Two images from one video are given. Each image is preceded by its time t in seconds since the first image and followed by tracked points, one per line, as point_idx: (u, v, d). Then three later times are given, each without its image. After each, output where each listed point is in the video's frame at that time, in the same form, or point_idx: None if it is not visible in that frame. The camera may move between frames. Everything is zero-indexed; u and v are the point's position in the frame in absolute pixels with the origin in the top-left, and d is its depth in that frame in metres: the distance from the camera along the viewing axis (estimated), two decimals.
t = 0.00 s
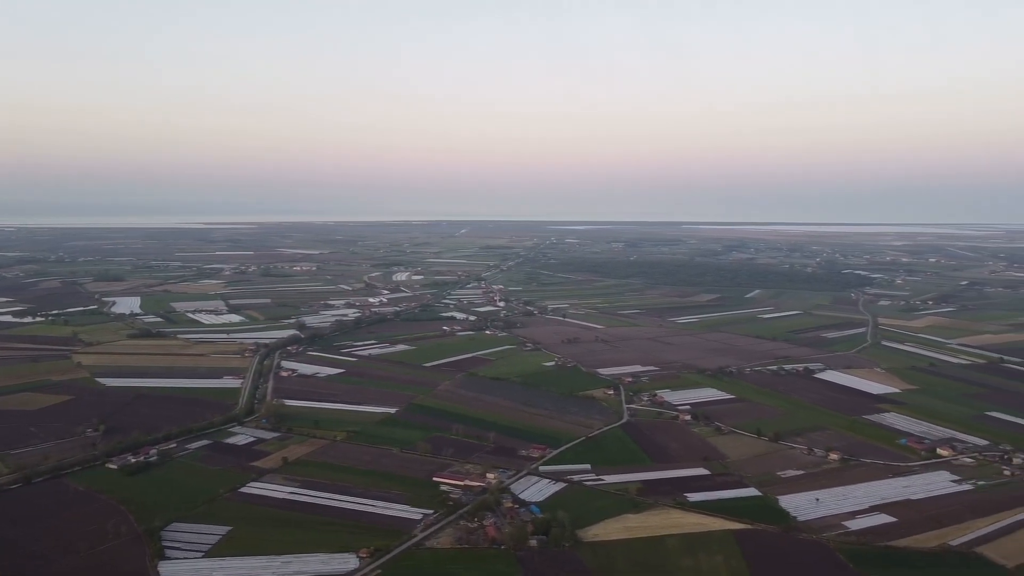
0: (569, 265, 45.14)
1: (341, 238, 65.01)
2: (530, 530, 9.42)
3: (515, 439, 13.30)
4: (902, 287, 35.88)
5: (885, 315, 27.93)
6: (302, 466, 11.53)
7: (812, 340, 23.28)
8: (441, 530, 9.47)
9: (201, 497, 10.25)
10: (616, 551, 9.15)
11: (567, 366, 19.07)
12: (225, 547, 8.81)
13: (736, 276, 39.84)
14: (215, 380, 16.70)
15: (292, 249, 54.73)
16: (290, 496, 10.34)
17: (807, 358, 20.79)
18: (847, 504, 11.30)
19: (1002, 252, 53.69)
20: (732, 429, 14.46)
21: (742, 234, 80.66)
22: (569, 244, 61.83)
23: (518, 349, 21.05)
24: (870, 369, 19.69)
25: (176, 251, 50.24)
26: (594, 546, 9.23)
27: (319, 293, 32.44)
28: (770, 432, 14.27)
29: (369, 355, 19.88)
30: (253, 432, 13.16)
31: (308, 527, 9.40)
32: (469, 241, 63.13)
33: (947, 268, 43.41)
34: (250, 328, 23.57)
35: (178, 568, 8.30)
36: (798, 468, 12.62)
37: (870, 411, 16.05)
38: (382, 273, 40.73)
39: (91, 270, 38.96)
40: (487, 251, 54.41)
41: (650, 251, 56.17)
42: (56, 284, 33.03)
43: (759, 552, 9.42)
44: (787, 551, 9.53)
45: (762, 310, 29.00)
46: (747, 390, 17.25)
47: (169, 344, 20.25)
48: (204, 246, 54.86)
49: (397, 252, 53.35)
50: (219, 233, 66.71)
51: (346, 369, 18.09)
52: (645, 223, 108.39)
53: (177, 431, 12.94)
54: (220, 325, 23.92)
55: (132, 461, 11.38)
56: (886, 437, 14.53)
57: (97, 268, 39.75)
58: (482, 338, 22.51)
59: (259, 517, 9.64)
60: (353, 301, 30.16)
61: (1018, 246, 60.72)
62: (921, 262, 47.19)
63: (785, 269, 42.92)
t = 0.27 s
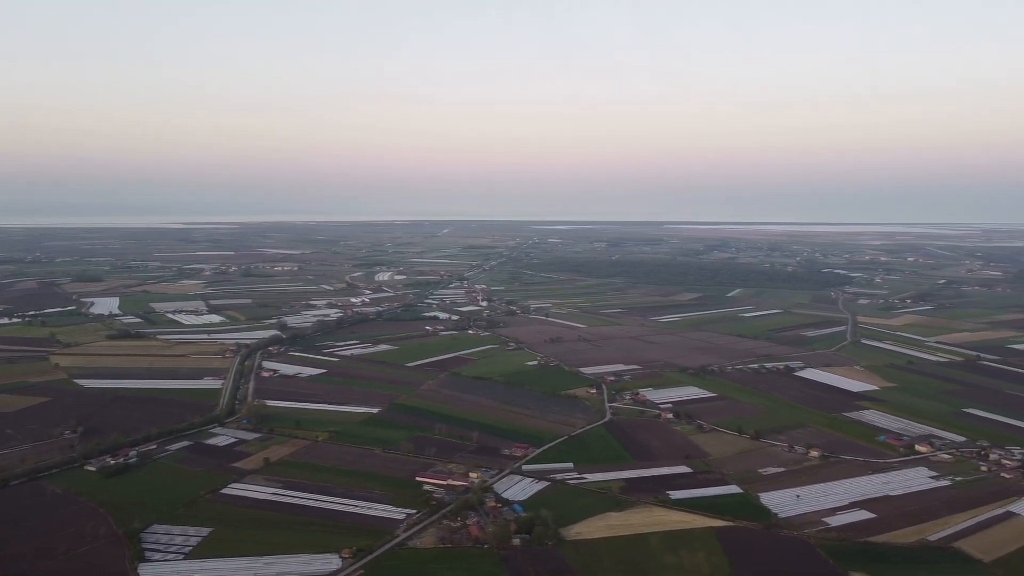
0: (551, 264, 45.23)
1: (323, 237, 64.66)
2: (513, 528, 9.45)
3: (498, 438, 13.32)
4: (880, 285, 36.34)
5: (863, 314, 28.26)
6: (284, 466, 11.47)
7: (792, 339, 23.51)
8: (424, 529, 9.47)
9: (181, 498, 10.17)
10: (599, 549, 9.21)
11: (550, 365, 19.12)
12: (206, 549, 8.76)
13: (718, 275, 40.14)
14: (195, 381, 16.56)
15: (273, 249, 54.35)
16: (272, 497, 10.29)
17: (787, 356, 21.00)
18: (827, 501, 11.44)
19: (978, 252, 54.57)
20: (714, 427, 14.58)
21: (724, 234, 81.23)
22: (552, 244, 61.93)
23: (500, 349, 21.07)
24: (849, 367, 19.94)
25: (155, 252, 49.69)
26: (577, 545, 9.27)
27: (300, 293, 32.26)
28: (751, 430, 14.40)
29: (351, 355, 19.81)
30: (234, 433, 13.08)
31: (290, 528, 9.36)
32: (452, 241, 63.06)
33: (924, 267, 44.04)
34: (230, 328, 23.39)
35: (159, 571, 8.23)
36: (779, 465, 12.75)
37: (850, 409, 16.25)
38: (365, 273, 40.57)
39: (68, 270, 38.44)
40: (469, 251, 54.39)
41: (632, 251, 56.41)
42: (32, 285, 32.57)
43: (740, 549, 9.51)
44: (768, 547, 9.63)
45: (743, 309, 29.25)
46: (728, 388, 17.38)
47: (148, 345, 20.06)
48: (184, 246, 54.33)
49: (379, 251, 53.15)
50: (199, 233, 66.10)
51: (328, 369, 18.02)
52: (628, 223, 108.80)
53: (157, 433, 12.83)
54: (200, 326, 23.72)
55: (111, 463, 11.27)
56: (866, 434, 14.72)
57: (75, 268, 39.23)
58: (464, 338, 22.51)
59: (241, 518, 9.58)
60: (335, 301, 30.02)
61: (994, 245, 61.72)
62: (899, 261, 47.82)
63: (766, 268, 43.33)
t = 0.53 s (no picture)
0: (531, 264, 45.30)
1: (302, 237, 64.24)
2: (493, 527, 9.48)
3: (478, 437, 13.34)
4: (856, 284, 36.85)
5: (840, 312, 28.65)
6: (262, 467, 11.41)
7: (770, 337, 23.77)
8: (404, 529, 9.47)
9: (157, 500, 10.08)
10: (579, 547, 9.27)
11: (530, 364, 19.18)
12: (183, 551, 8.69)
13: (696, 274, 40.45)
14: (172, 382, 16.39)
15: (251, 249, 53.86)
16: (250, 498, 10.23)
17: (765, 354, 21.24)
18: (805, 496, 11.59)
19: (950, 250, 55.55)
20: (692, 425, 14.71)
21: (703, 233, 81.85)
22: (532, 243, 61.99)
23: (480, 348, 21.09)
24: (825, 364, 20.21)
25: (130, 252, 49.01)
26: (558, 543, 9.32)
27: (279, 293, 32.03)
28: (729, 428, 14.55)
29: (330, 355, 19.72)
30: (211, 434, 12.97)
31: (268, 529, 9.31)
32: (432, 241, 62.93)
33: (898, 266, 44.71)
34: (207, 329, 23.18)
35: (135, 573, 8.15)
36: (757, 462, 12.89)
37: (826, 405, 16.47)
38: (344, 272, 40.39)
39: (41, 271, 37.83)
40: (450, 250, 54.32)
41: (612, 250, 56.65)
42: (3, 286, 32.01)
43: (718, 545, 9.61)
44: (745, 542, 9.75)
45: (721, 308, 29.52)
46: (707, 386, 17.54)
47: (123, 346, 19.83)
48: (160, 246, 53.64)
49: (358, 251, 52.87)
50: (176, 233, 65.33)
51: (306, 369, 17.92)
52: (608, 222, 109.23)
53: (132, 434, 12.69)
54: (177, 326, 23.47)
55: (85, 465, 11.14)
56: (842, 430, 14.92)
57: (47, 269, 38.61)
58: (444, 338, 22.48)
59: (218, 519, 9.51)
60: (313, 301, 29.83)
61: (967, 244, 62.87)
62: (874, 260, 48.56)
63: (743, 267, 43.73)
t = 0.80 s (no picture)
0: (516, 263, 45.35)
1: (285, 237, 63.88)
2: (478, 526, 9.50)
3: (462, 436, 13.35)
4: (837, 283, 37.23)
5: (822, 311, 28.94)
6: (245, 468, 11.35)
7: (753, 335, 23.97)
8: (388, 529, 9.46)
9: (139, 501, 10.01)
10: (564, 545, 9.30)
11: (514, 363, 19.21)
12: (165, 553, 8.63)
13: (680, 273, 40.67)
14: (153, 382, 16.26)
15: (233, 249, 53.50)
16: (234, 499, 10.18)
17: (748, 353, 21.41)
18: (787, 494, 11.71)
19: (929, 249, 56.30)
20: (676, 423, 14.80)
21: (687, 232, 82.28)
22: (517, 243, 62.04)
23: (465, 347, 21.10)
24: (807, 362, 20.41)
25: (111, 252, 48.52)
26: (542, 542, 9.35)
27: (262, 293, 31.87)
28: (712, 426, 14.66)
29: (314, 355, 19.65)
30: (194, 435, 12.88)
31: (251, 530, 9.27)
32: (417, 241, 62.81)
33: (879, 265, 45.21)
34: (189, 329, 23.02)
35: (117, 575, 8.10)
36: (740, 460, 13.01)
37: (808, 403, 16.63)
38: (328, 272, 40.24)
39: (19, 271, 37.35)
40: (434, 250, 54.25)
41: (596, 250, 56.82)
42: None
43: (702, 542, 9.69)
44: (728, 540, 9.83)
45: (704, 307, 29.71)
46: (690, 384, 17.66)
47: (104, 347, 19.64)
48: (141, 246, 53.11)
49: (342, 251, 52.66)
50: (157, 233, 64.75)
51: (290, 369, 17.85)
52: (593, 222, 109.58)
53: (113, 436, 12.58)
54: (158, 327, 23.29)
55: (65, 467, 11.04)
56: (824, 428, 15.08)
57: (26, 269, 38.14)
58: (428, 337, 22.48)
59: (201, 521, 9.46)
60: (297, 301, 29.69)
61: (946, 244, 63.69)
62: (855, 259, 49.05)
63: (727, 266, 44.02)
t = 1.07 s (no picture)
0: (496, 263, 45.38)
1: (264, 237, 63.37)
2: (458, 525, 9.51)
3: (442, 435, 13.35)
4: (814, 281, 37.68)
5: (798, 309, 29.30)
6: (222, 469, 11.27)
7: (731, 333, 24.23)
8: (368, 529, 9.45)
9: (115, 504, 9.90)
10: (544, 544, 9.35)
11: (494, 362, 19.24)
12: (142, 555, 8.55)
13: (659, 272, 40.94)
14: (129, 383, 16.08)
15: (211, 249, 52.97)
16: (211, 500, 10.11)
17: (725, 351, 21.63)
18: (765, 490, 11.86)
19: (904, 248, 57.16)
20: (655, 421, 14.92)
21: (667, 231, 82.84)
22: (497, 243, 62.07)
23: (444, 347, 21.10)
24: (784, 360, 20.67)
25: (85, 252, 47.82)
26: (522, 540, 9.39)
27: (239, 293, 31.61)
28: (691, 423, 14.80)
29: (293, 355, 19.53)
30: (171, 437, 12.76)
31: (229, 532, 9.21)
32: (397, 240, 62.61)
33: (854, 264, 45.86)
34: (166, 329, 22.78)
35: None
36: (718, 457, 13.14)
37: (785, 401, 16.85)
38: (306, 272, 40.00)
39: None
40: (414, 249, 54.11)
41: (576, 249, 57.00)
42: None
43: (681, 539, 9.79)
44: (706, 536, 9.94)
45: (683, 306, 29.97)
46: (669, 383, 17.81)
47: (78, 348, 19.38)
48: (116, 246, 52.37)
49: (321, 251, 52.35)
50: (133, 233, 63.94)
51: (268, 370, 17.73)
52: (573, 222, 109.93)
53: (88, 438, 12.43)
54: (134, 327, 23.03)
55: (39, 469, 10.89)
56: (801, 425, 15.28)
57: None
58: (408, 337, 22.44)
59: (178, 523, 9.38)
60: (275, 301, 29.47)
61: (920, 242, 64.70)
62: (831, 258, 49.65)
63: (705, 265, 44.35)
